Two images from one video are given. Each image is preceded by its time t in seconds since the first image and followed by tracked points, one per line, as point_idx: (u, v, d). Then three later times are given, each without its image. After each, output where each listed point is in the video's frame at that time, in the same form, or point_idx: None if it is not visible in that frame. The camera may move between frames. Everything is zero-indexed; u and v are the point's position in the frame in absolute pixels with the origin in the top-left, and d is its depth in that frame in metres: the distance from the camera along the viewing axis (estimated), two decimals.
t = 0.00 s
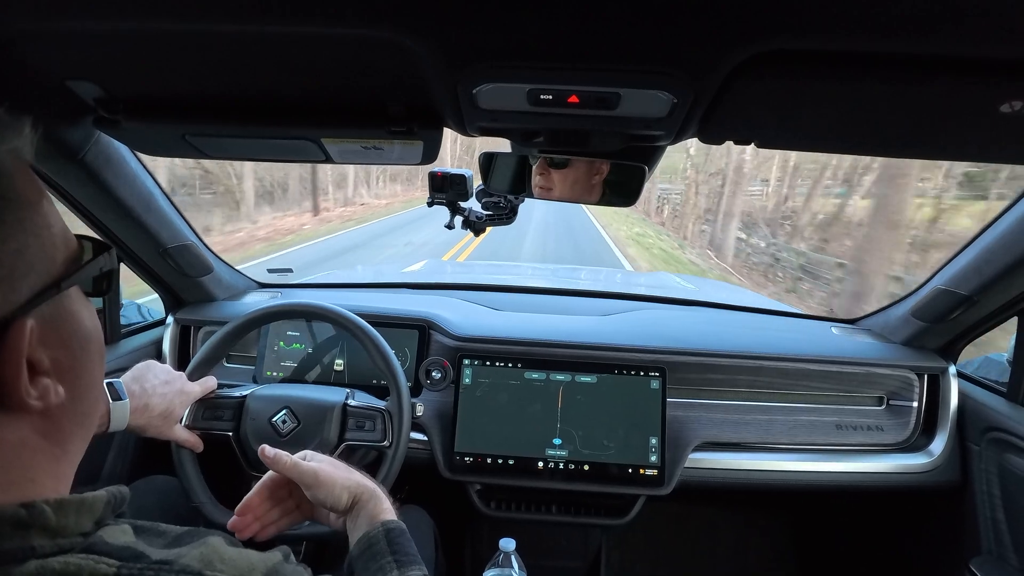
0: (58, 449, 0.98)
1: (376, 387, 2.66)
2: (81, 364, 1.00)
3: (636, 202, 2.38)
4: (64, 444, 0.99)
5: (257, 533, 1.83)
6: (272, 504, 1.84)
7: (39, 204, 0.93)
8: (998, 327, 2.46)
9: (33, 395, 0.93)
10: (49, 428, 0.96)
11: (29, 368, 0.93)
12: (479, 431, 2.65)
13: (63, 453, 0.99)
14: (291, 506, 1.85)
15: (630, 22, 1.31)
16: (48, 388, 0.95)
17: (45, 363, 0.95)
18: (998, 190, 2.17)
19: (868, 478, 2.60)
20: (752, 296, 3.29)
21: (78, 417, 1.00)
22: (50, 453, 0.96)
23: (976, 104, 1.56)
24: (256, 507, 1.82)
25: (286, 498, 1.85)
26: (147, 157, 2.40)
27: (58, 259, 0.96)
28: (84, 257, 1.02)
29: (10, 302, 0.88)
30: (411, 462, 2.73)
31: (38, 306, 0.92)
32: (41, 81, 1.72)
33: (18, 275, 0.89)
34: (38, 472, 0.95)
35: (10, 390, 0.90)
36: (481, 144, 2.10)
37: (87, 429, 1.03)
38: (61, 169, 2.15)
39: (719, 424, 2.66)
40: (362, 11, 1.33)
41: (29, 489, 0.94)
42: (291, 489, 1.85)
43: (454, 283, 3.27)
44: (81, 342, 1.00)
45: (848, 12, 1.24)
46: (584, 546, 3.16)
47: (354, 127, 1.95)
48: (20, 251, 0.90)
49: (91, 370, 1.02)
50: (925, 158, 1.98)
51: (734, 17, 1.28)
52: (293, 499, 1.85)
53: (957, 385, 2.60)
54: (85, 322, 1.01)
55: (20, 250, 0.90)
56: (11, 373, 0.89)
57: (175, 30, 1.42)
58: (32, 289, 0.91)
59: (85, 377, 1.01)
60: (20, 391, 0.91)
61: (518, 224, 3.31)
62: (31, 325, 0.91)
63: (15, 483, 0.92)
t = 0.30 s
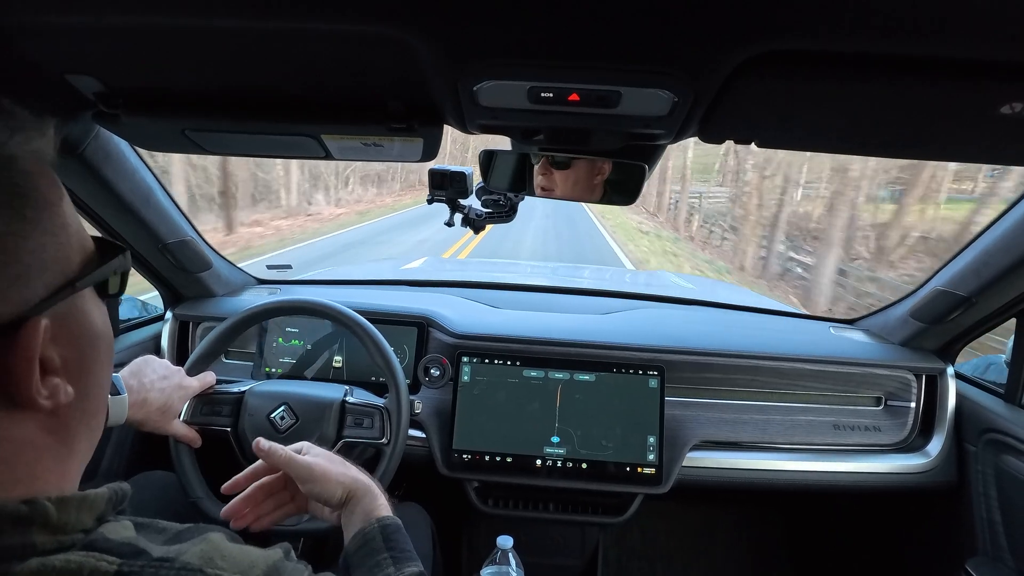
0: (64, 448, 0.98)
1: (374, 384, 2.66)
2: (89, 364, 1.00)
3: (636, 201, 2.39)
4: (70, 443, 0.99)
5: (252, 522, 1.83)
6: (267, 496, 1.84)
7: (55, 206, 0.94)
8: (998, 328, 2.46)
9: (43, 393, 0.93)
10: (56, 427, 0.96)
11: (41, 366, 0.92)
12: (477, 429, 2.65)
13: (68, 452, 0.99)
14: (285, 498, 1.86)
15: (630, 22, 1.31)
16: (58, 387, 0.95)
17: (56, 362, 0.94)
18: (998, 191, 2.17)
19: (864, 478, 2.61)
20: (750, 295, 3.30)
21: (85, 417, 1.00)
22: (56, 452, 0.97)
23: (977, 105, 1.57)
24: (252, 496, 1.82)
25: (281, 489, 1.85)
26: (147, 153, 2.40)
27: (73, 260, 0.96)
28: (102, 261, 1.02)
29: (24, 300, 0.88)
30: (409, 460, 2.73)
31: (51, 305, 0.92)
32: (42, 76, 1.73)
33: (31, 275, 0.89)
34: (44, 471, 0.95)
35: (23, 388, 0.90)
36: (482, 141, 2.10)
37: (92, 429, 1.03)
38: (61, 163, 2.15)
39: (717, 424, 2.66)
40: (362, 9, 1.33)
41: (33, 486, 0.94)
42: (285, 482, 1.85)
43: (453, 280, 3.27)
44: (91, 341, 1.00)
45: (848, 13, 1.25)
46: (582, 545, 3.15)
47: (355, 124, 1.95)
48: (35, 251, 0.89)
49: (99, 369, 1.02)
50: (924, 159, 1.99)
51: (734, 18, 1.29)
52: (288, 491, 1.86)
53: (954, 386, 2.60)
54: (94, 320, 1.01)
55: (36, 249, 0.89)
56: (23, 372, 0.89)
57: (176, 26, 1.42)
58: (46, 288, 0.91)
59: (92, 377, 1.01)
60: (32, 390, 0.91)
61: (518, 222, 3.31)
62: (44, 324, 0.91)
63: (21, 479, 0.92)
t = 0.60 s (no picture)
0: (70, 452, 0.98)
1: (376, 383, 2.66)
2: (96, 370, 1.00)
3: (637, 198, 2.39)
4: (75, 448, 0.99)
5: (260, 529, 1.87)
6: (270, 500, 1.87)
7: (69, 212, 0.94)
8: (999, 325, 2.47)
9: (48, 403, 0.93)
10: (62, 432, 0.96)
11: (48, 375, 0.92)
12: (478, 427, 2.66)
13: (74, 456, 0.99)
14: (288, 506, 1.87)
15: (630, 20, 1.31)
16: (64, 396, 0.95)
17: (62, 370, 0.95)
18: (999, 188, 2.17)
19: (866, 475, 2.61)
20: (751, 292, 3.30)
21: (92, 422, 1.01)
22: (62, 456, 0.97)
23: (979, 102, 1.57)
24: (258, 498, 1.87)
25: (282, 495, 1.86)
26: (148, 153, 2.41)
27: (84, 266, 0.97)
28: (111, 265, 1.03)
29: (34, 309, 0.88)
30: (411, 458, 2.74)
31: (59, 314, 0.92)
32: (43, 76, 1.73)
33: (40, 283, 0.89)
34: (50, 475, 0.95)
35: (28, 396, 0.89)
36: (482, 140, 2.10)
37: (99, 433, 1.04)
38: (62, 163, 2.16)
39: (718, 422, 2.66)
40: (363, 8, 1.33)
41: (33, 486, 0.93)
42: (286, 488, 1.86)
43: (454, 279, 3.28)
44: (99, 345, 1.00)
45: (848, 11, 1.25)
46: (582, 545, 3.11)
47: (355, 123, 1.96)
48: (45, 259, 0.90)
49: (106, 374, 1.03)
50: (924, 156, 1.99)
51: (734, 16, 1.29)
52: (290, 496, 1.87)
53: (956, 383, 2.60)
54: (101, 326, 1.01)
55: (47, 256, 0.90)
56: (28, 381, 0.89)
57: (176, 25, 1.43)
58: (54, 296, 0.91)
59: (99, 383, 1.01)
60: (38, 398, 0.90)
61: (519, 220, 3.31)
62: (50, 333, 0.91)
63: (24, 481, 0.92)
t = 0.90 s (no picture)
0: (71, 453, 0.98)
1: (376, 382, 2.66)
2: (98, 370, 1.00)
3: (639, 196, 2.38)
4: (77, 447, 0.99)
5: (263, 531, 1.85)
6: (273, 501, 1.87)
7: (68, 211, 0.94)
8: (1000, 323, 2.47)
9: (51, 402, 0.92)
10: (63, 432, 0.96)
11: (51, 375, 0.92)
12: (480, 426, 2.66)
13: (77, 457, 0.99)
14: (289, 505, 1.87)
15: (630, 19, 1.31)
16: (67, 395, 0.94)
17: (65, 369, 0.94)
18: (1001, 186, 2.17)
19: (867, 474, 2.61)
20: (752, 291, 3.29)
21: (92, 422, 1.01)
22: (63, 456, 0.97)
23: (980, 99, 1.56)
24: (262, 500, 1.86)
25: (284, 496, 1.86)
26: (149, 153, 2.41)
27: (85, 265, 0.97)
28: (112, 264, 1.03)
29: (35, 309, 0.88)
30: (412, 457, 2.74)
31: (61, 314, 0.92)
32: (43, 77, 1.73)
33: (41, 283, 0.89)
34: (51, 475, 0.95)
35: (31, 397, 0.89)
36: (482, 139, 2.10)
37: (101, 433, 1.04)
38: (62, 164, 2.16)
39: (718, 420, 2.67)
40: (362, 8, 1.33)
41: (36, 487, 0.94)
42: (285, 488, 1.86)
43: (455, 278, 3.28)
44: (100, 346, 1.00)
45: (849, 8, 1.24)
46: (586, 541, 3.12)
47: (356, 122, 1.95)
48: (45, 259, 0.89)
49: (108, 376, 1.03)
50: (925, 154, 1.99)
51: (735, 13, 1.28)
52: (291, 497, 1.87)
53: (957, 381, 2.60)
54: (104, 325, 1.01)
55: (48, 256, 0.90)
56: (30, 383, 0.88)
57: (176, 24, 1.42)
58: (55, 297, 0.91)
59: (101, 383, 1.01)
60: (40, 399, 0.90)
61: (519, 219, 3.30)
62: (53, 333, 0.91)
63: (26, 481, 0.92)
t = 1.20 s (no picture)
0: (72, 459, 0.97)
1: (377, 384, 2.66)
2: (99, 377, 1.00)
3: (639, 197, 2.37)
4: (77, 452, 0.98)
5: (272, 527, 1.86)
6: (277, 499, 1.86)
7: (73, 217, 0.94)
8: (1002, 322, 2.45)
9: (50, 410, 0.92)
10: (64, 438, 0.96)
11: (51, 382, 0.92)
12: (481, 428, 2.65)
13: (77, 462, 0.98)
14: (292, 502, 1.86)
15: (630, 19, 1.31)
16: (66, 403, 0.94)
17: (66, 376, 0.94)
18: (1003, 186, 2.16)
19: (869, 474, 2.60)
20: (753, 290, 3.29)
21: (93, 428, 1.00)
22: (64, 462, 0.96)
23: (981, 99, 1.56)
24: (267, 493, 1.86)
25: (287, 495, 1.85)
26: (150, 155, 2.41)
27: (89, 271, 0.96)
28: (115, 269, 1.02)
29: (36, 315, 0.88)
30: (413, 459, 2.73)
31: (63, 320, 0.92)
32: (45, 79, 1.73)
33: (43, 289, 0.89)
34: (52, 481, 0.95)
35: (29, 405, 0.89)
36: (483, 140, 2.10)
37: (102, 438, 1.03)
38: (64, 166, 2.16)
39: (720, 421, 2.66)
40: (362, 9, 1.33)
41: (41, 490, 0.93)
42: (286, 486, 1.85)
43: (455, 280, 3.27)
44: (101, 353, 1.00)
45: (850, 8, 1.24)
46: (587, 543, 3.12)
47: (356, 124, 1.95)
48: (48, 266, 0.89)
49: (109, 382, 1.02)
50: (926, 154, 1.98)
51: (735, 12, 1.28)
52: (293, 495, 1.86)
53: (960, 380, 2.60)
54: (105, 331, 1.01)
55: (50, 262, 0.90)
56: (29, 390, 0.88)
57: (176, 26, 1.42)
58: (56, 303, 0.91)
59: (101, 390, 1.01)
60: (39, 407, 0.90)
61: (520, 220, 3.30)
62: (53, 341, 0.90)
63: (24, 486, 0.91)
